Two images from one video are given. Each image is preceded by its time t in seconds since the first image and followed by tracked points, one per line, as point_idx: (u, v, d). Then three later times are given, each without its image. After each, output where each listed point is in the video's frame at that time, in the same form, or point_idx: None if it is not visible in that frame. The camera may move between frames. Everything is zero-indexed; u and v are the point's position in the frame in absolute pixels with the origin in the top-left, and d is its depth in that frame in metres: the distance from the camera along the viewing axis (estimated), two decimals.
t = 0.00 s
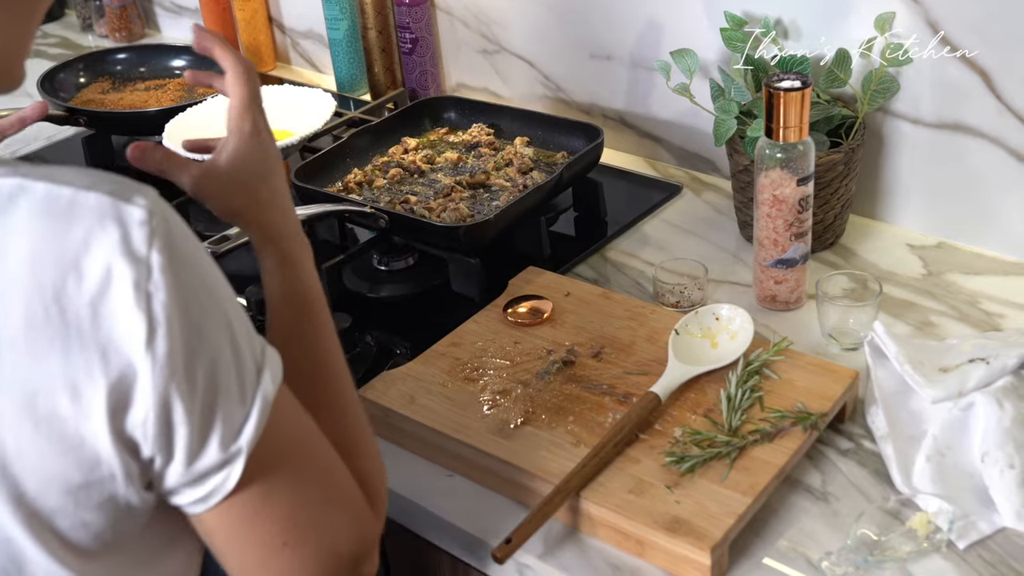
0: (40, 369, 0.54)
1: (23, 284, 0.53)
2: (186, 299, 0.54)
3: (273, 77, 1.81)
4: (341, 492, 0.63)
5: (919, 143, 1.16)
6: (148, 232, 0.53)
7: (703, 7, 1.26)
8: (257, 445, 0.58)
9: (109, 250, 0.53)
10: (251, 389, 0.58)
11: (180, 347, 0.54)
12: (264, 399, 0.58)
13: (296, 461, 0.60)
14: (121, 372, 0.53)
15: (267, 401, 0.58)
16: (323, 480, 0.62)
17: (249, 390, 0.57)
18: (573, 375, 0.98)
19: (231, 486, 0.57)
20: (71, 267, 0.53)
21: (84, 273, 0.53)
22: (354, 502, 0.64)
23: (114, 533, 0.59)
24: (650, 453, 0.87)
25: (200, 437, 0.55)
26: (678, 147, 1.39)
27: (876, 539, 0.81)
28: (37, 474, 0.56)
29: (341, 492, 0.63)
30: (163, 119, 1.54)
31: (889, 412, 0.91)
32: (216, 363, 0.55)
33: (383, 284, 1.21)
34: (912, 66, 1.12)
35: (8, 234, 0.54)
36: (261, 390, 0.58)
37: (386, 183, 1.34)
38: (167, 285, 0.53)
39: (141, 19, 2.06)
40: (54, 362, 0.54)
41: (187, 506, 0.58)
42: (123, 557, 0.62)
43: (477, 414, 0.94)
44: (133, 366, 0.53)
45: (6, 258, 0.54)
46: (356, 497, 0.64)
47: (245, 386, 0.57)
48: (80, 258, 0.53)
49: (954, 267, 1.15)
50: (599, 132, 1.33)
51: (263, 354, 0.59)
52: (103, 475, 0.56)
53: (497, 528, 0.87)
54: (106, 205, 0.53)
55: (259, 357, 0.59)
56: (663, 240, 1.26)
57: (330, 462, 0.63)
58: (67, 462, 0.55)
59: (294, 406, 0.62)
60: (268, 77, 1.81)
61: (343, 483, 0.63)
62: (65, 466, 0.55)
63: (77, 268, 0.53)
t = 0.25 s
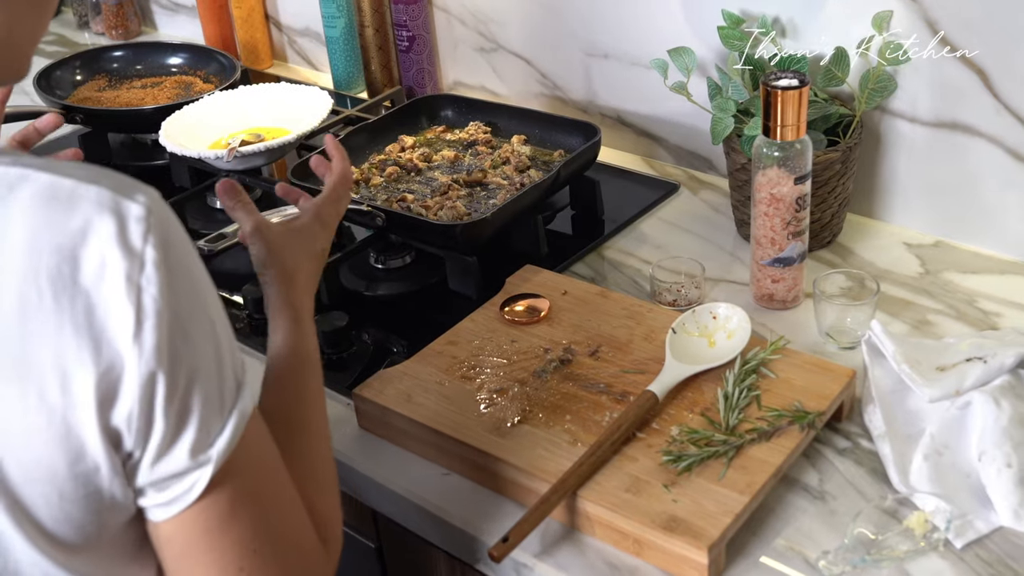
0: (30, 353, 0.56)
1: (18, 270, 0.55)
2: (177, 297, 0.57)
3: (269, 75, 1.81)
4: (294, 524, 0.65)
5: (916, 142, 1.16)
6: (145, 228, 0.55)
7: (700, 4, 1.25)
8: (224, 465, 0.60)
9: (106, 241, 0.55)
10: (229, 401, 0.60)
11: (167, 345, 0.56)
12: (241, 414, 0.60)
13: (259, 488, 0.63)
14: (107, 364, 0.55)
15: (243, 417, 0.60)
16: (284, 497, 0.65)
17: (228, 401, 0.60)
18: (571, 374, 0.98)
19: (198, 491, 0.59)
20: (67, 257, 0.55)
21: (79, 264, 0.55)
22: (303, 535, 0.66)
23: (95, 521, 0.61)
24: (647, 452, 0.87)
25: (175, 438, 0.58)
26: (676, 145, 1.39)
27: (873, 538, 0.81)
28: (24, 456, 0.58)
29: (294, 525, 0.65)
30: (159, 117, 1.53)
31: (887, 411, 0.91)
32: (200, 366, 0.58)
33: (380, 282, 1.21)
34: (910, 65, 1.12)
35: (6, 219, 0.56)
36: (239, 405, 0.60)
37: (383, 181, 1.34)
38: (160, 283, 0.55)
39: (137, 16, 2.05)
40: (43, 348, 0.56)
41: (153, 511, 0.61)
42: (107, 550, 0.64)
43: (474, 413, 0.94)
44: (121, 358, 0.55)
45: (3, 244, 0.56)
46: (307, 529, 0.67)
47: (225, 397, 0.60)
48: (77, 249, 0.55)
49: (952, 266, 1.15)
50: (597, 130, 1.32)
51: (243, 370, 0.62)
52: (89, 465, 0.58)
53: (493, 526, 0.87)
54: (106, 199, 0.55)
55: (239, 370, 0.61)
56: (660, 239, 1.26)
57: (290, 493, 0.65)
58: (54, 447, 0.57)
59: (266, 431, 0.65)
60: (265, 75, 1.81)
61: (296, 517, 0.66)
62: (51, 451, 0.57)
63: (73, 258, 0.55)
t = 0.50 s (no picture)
0: (28, 338, 0.56)
1: (16, 254, 0.55)
2: (175, 282, 0.57)
3: (266, 73, 1.80)
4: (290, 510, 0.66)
5: (913, 140, 1.16)
6: (143, 213, 0.55)
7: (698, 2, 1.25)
8: (223, 450, 0.60)
9: (105, 225, 0.55)
10: (227, 385, 0.60)
11: (165, 328, 0.56)
12: (239, 398, 0.61)
13: (257, 474, 0.63)
14: (106, 348, 0.55)
15: (241, 402, 0.61)
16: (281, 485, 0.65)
17: (226, 386, 0.60)
18: (567, 372, 0.97)
19: (198, 476, 0.59)
20: (65, 241, 0.55)
21: (78, 248, 0.55)
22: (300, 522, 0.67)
23: (92, 510, 0.61)
24: (644, 451, 0.87)
25: (174, 422, 0.58)
26: (673, 143, 1.39)
27: (870, 537, 0.81)
28: (20, 442, 0.58)
29: (292, 511, 0.66)
30: (156, 115, 1.53)
31: (883, 409, 0.91)
32: (198, 349, 0.58)
33: (377, 280, 1.21)
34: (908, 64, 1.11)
35: (5, 205, 0.56)
36: (237, 390, 0.61)
37: (379, 179, 1.33)
38: (158, 266, 0.55)
39: (134, 14, 2.05)
40: (42, 331, 0.55)
41: (150, 497, 0.60)
42: (102, 540, 0.63)
43: (471, 411, 0.94)
44: (119, 341, 0.55)
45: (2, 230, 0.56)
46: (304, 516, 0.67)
47: (223, 381, 0.60)
48: (75, 233, 0.55)
49: (949, 264, 1.15)
50: (593, 128, 1.32)
51: (240, 356, 0.62)
52: (85, 449, 0.57)
53: (490, 524, 0.87)
54: (105, 184, 0.56)
55: (236, 356, 0.62)
56: (657, 237, 1.26)
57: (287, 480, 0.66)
58: (51, 432, 0.57)
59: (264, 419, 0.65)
60: (261, 72, 1.80)
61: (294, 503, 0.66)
62: (48, 436, 0.57)
63: (72, 242, 0.55)
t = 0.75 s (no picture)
0: (22, 332, 0.55)
1: (12, 248, 0.54)
2: (171, 278, 0.56)
3: (262, 70, 1.80)
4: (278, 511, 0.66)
5: (911, 138, 1.16)
6: (141, 209, 0.55)
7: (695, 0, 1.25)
8: (215, 450, 0.60)
9: (102, 220, 0.54)
10: (221, 382, 0.60)
11: (160, 324, 0.56)
12: (233, 396, 0.61)
13: (248, 475, 0.63)
14: (100, 343, 0.55)
15: (235, 399, 0.61)
16: (271, 484, 0.65)
17: (219, 383, 0.60)
18: (564, 370, 0.97)
19: (190, 474, 0.59)
20: (61, 236, 0.54)
21: (74, 243, 0.54)
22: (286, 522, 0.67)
23: (83, 507, 0.60)
24: (641, 449, 0.87)
25: (169, 419, 0.58)
26: (670, 141, 1.39)
27: (867, 536, 0.81)
28: (13, 437, 0.57)
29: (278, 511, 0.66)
30: (152, 112, 1.52)
31: (881, 408, 0.91)
32: (193, 346, 0.58)
33: (373, 278, 1.20)
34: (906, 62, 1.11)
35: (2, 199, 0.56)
36: (230, 387, 0.61)
37: (376, 177, 1.33)
38: (155, 262, 0.55)
39: (130, 11, 2.04)
40: (36, 326, 0.55)
41: (140, 495, 0.60)
42: (94, 538, 0.63)
43: (468, 409, 0.93)
44: (114, 336, 0.55)
45: None
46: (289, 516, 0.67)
47: (216, 379, 0.60)
48: (72, 228, 0.54)
49: (945, 262, 1.15)
50: (590, 125, 1.32)
51: (233, 354, 0.62)
52: (77, 445, 0.57)
53: (486, 522, 0.87)
54: (104, 179, 0.55)
55: (229, 354, 0.62)
56: (654, 235, 1.26)
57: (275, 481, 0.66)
58: (44, 428, 0.57)
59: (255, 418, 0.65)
60: (258, 70, 1.80)
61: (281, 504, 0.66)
62: (42, 432, 0.57)
63: (68, 237, 0.54)
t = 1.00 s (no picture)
0: (8, 342, 0.55)
1: None
2: (161, 280, 0.56)
3: (259, 67, 1.79)
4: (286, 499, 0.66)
5: (908, 136, 1.15)
6: (125, 210, 0.55)
7: None
8: (219, 443, 0.60)
9: (87, 224, 0.54)
10: (220, 375, 0.60)
11: (150, 327, 0.55)
12: (234, 388, 0.60)
13: (253, 466, 0.63)
14: (89, 349, 0.55)
15: (236, 391, 0.60)
16: (277, 482, 0.65)
17: (219, 376, 0.59)
18: (561, 368, 0.97)
19: (196, 472, 0.59)
20: (46, 241, 0.54)
21: (59, 247, 0.54)
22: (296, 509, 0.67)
23: (74, 517, 0.60)
24: (638, 447, 0.87)
25: (168, 420, 0.57)
26: (667, 139, 1.38)
27: (864, 534, 0.81)
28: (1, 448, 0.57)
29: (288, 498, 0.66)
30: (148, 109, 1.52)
31: (878, 406, 0.91)
32: (187, 345, 0.57)
33: (371, 276, 1.20)
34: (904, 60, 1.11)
35: None
36: (230, 380, 0.60)
37: (373, 174, 1.33)
38: (142, 265, 0.55)
39: (127, 9, 2.04)
40: (22, 335, 0.55)
41: (146, 498, 0.60)
42: (90, 548, 0.63)
43: (465, 407, 0.93)
44: (104, 342, 0.55)
45: None
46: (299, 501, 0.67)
47: (215, 373, 0.59)
48: (56, 233, 0.54)
49: (943, 261, 1.15)
50: (588, 123, 1.32)
51: (232, 346, 0.61)
52: (66, 453, 0.57)
53: (483, 520, 0.87)
54: (86, 182, 0.55)
55: (228, 346, 0.61)
56: (652, 233, 1.25)
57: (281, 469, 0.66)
58: (32, 437, 0.57)
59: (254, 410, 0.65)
60: (255, 67, 1.80)
61: (289, 489, 0.66)
62: (30, 442, 0.57)
63: (54, 242, 0.54)
